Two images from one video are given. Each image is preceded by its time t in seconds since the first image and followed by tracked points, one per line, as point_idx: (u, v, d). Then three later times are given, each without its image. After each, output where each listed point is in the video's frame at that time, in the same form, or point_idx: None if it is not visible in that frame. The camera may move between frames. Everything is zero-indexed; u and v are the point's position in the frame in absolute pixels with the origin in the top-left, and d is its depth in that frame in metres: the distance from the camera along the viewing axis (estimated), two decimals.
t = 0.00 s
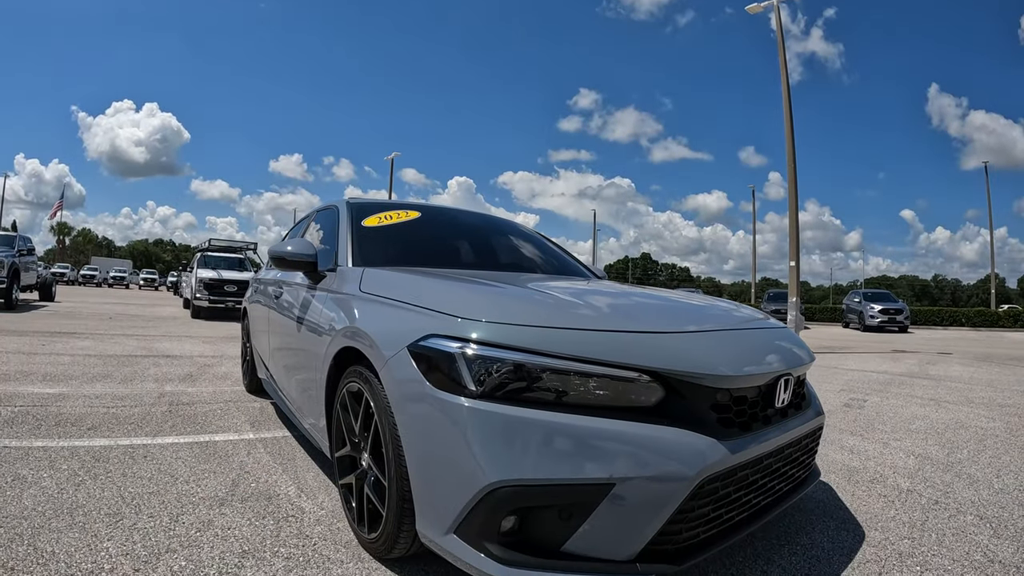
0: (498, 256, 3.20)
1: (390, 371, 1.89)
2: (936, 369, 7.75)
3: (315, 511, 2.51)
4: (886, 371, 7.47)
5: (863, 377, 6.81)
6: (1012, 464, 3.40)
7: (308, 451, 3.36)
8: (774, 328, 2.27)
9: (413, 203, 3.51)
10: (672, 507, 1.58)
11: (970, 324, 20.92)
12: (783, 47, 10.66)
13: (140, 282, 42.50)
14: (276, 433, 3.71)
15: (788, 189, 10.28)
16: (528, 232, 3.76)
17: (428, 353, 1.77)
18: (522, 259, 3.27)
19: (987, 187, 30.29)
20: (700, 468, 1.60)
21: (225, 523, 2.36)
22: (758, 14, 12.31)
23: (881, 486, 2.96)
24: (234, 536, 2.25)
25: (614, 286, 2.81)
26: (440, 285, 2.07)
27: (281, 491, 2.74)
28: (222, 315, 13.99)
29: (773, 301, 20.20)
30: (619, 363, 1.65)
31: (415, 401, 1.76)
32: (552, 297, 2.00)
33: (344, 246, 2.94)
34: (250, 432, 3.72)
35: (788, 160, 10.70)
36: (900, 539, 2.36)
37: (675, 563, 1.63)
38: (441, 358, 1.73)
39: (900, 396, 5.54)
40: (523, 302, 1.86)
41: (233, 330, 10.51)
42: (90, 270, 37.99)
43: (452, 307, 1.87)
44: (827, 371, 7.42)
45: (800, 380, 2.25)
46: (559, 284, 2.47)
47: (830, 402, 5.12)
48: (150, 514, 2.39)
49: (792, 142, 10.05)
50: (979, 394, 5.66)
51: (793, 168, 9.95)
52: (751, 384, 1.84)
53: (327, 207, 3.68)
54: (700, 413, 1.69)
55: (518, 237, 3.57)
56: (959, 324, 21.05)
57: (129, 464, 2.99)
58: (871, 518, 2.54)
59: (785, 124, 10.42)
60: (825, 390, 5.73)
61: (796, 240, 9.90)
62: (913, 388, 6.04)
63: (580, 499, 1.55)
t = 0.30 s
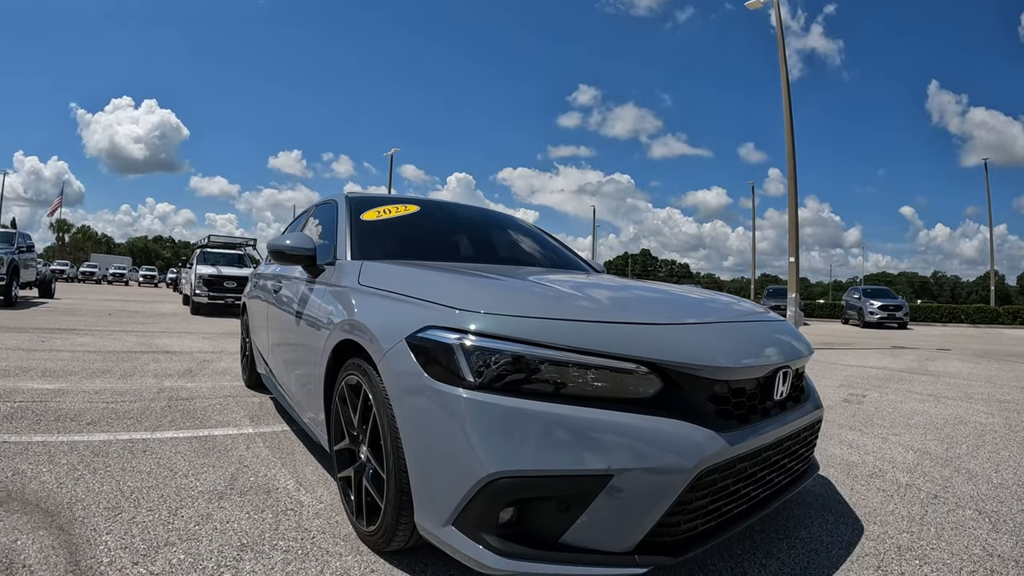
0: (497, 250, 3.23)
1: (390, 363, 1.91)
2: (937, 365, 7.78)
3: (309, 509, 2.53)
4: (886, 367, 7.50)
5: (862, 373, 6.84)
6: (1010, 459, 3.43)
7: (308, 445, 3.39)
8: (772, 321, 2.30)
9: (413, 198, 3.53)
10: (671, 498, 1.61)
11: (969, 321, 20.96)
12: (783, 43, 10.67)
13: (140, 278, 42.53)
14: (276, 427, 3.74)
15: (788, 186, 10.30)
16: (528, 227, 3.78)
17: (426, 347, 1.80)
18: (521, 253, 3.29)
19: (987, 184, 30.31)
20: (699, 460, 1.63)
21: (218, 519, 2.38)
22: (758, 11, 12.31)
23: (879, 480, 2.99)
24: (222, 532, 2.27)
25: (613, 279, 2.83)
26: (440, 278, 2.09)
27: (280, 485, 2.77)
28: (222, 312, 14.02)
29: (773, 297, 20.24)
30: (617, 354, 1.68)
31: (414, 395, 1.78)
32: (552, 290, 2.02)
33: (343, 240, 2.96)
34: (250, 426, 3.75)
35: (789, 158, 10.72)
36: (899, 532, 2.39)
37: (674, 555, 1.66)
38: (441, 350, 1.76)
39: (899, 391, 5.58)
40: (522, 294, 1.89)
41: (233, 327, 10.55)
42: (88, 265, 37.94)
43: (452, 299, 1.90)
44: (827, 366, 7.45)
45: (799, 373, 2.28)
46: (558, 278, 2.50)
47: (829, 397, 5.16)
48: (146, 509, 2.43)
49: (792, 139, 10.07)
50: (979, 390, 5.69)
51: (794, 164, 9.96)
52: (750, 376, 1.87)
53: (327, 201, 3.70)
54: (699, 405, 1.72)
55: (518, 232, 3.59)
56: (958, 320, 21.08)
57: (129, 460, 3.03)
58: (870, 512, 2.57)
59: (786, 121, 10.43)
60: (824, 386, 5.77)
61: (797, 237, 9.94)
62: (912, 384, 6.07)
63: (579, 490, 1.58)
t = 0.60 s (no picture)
0: (497, 246, 3.23)
1: (390, 356, 1.91)
2: (937, 361, 7.81)
3: (298, 508, 2.56)
4: (886, 362, 7.52)
5: (862, 369, 6.87)
6: (1010, 454, 3.46)
7: (308, 439, 3.41)
8: (772, 315, 2.31)
9: (413, 193, 3.52)
10: (671, 491, 1.63)
11: (969, 317, 20.99)
12: (784, 40, 10.66)
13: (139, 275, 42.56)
14: (277, 422, 3.76)
15: (788, 183, 10.32)
16: (528, 222, 3.79)
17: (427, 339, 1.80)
18: (520, 249, 3.30)
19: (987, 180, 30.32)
20: (699, 453, 1.65)
21: (217, 511, 2.39)
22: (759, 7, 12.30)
23: (879, 475, 3.02)
24: (222, 523, 2.28)
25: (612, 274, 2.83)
26: (439, 271, 2.09)
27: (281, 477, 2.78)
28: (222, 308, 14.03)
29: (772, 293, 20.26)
30: (619, 347, 1.69)
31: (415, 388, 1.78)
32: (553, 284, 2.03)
33: (344, 236, 2.96)
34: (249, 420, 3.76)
35: (789, 154, 10.71)
36: (899, 526, 2.41)
37: (675, 548, 1.69)
38: (441, 343, 1.75)
39: (899, 387, 5.61)
40: (524, 288, 1.89)
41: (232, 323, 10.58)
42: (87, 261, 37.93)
43: (452, 293, 1.90)
44: (827, 362, 7.47)
45: (799, 367, 2.28)
46: (557, 271, 2.50)
47: (829, 393, 5.18)
48: (147, 499, 2.42)
49: (791, 136, 10.09)
50: (979, 386, 5.72)
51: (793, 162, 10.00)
52: (751, 369, 1.89)
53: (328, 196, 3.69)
54: (699, 397, 1.74)
55: (517, 227, 3.59)
56: (958, 316, 21.12)
57: (132, 444, 3.01)
58: (869, 506, 2.60)
59: (785, 119, 10.45)
60: (824, 381, 5.79)
61: (796, 233, 9.97)
62: (912, 379, 6.10)
63: (580, 481, 1.60)
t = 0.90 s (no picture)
0: (498, 241, 3.06)
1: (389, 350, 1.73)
2: (934, 357, 7.85)
3: (294, 491, 2.01)
4: (885, 358, 7.55)
5: (861, 365, 6.90)
6: (1008, 449, 3.49)
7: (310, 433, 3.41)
8: (772, 308, 2.25)
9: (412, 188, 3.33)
10: (671, 484, 1.51)
11: (967, 313, 21.06)
12: (786, 35, 10.62)
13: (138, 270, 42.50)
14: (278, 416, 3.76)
15: (789, 178, 10.30)
16: (527, 217, 3.69)
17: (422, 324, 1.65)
18: (521, 244, 3.16)
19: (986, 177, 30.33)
20: (699, 445, 1.54)
21: (256, 484, 2.06)
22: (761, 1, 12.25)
23: (878, 469, 3.04)
24: (259, 472, 2.13)
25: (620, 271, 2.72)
26: (431, 261, 1.96)
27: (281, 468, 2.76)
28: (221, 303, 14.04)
29: (771, 289, 20.28)
30: (619, 340, 1.58)
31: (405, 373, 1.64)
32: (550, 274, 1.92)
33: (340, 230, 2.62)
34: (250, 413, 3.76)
35: (790, 150, 10.70)
36: (898, 521, 2.44)
37: (674, 541, 1.57)
38: (440, 336, 1.59)
39: (898, 382, 5.64)
40: (520, 279, 1.77)
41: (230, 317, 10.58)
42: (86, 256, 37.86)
43: (447, 281, 1.76)
44: (825, 357, 7.50)
45: (799, 361, 2.22)
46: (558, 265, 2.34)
47: (828, 388, 5.20)
48: (187, 455, 2.29)
49: (791, 133, 10.08)
50: (978, 382, 5.76)
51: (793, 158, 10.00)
52: (751, 362, 1.81)
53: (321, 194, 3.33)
54: (700, 390, 1.64)
55: (517, 222, 3.48)
56: (956, 313, 21.19)
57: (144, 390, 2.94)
58: (869, 501, 2.62)
59: (785, 115, 10.45)
60: (823, 377, 5.80)
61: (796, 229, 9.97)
62: (911, 375, 6.13)
63: (580, 475, 1.47)
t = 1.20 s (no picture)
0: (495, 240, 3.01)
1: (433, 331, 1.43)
2: (934, 353, 7.84)
3: (285, 493, 1.90)
4: (884, 354, 7.54)
5: (860, 360, 6.89)
6: (1007, 445, 3.48)
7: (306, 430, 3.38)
8: (773, 301, 2.22)
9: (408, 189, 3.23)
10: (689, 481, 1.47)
11: (966, 310, 21.05)
12: (786, 30, 10.58)
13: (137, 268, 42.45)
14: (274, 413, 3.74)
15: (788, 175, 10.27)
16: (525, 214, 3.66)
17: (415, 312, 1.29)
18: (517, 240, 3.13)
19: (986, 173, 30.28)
20: (700, 438, 1.53)
21: (247, 485, 1.99)
22: None
23: (878, 464, 3.01)
24: (252, 473, 2.06)
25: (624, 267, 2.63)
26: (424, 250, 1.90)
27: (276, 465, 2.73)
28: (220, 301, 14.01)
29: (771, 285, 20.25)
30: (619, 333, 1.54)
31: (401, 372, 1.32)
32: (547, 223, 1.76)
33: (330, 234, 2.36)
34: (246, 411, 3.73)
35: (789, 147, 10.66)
36: (897, 516, 2.41)
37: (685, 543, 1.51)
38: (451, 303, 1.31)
39: (897, 378, 5.63)
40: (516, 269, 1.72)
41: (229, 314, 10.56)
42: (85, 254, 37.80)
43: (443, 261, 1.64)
44: (824, 353, 7.48)
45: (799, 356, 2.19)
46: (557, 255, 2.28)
47: (827, 383, 5.18)
48: (178, 456, 2.26)
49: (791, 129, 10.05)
50: (977, 378, 5.75)
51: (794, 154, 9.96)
52: (751, 356, 1.79)
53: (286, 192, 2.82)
54: (699, 383, 1.64)
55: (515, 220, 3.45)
56: (956, 309, 21.18)
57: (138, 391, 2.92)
58: (868, 495, 2.59)
59: (785, 111, 10.40)
60: (823, 372, 5.78)
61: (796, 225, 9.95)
62: (910, 371, 6.12)
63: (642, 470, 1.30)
